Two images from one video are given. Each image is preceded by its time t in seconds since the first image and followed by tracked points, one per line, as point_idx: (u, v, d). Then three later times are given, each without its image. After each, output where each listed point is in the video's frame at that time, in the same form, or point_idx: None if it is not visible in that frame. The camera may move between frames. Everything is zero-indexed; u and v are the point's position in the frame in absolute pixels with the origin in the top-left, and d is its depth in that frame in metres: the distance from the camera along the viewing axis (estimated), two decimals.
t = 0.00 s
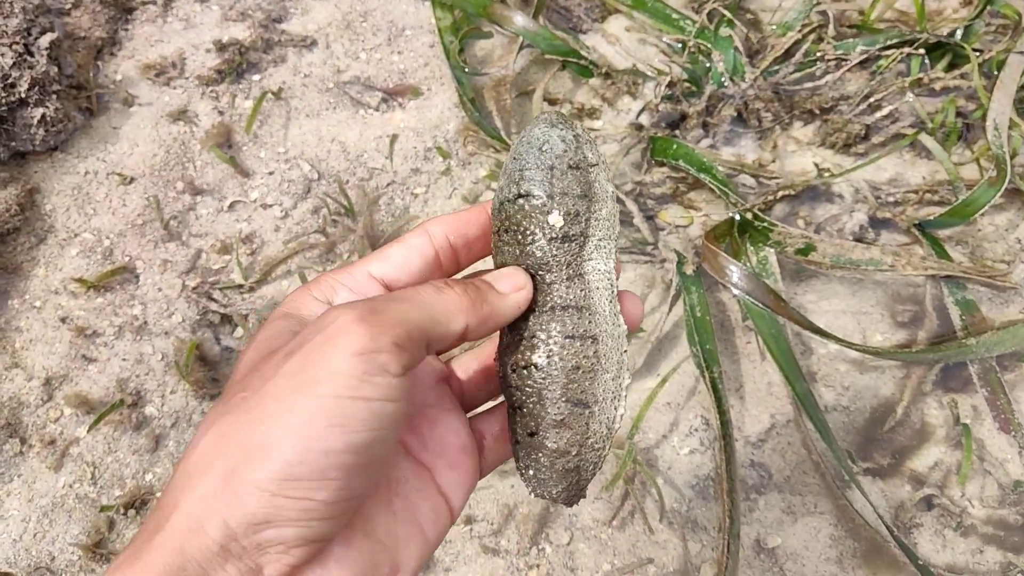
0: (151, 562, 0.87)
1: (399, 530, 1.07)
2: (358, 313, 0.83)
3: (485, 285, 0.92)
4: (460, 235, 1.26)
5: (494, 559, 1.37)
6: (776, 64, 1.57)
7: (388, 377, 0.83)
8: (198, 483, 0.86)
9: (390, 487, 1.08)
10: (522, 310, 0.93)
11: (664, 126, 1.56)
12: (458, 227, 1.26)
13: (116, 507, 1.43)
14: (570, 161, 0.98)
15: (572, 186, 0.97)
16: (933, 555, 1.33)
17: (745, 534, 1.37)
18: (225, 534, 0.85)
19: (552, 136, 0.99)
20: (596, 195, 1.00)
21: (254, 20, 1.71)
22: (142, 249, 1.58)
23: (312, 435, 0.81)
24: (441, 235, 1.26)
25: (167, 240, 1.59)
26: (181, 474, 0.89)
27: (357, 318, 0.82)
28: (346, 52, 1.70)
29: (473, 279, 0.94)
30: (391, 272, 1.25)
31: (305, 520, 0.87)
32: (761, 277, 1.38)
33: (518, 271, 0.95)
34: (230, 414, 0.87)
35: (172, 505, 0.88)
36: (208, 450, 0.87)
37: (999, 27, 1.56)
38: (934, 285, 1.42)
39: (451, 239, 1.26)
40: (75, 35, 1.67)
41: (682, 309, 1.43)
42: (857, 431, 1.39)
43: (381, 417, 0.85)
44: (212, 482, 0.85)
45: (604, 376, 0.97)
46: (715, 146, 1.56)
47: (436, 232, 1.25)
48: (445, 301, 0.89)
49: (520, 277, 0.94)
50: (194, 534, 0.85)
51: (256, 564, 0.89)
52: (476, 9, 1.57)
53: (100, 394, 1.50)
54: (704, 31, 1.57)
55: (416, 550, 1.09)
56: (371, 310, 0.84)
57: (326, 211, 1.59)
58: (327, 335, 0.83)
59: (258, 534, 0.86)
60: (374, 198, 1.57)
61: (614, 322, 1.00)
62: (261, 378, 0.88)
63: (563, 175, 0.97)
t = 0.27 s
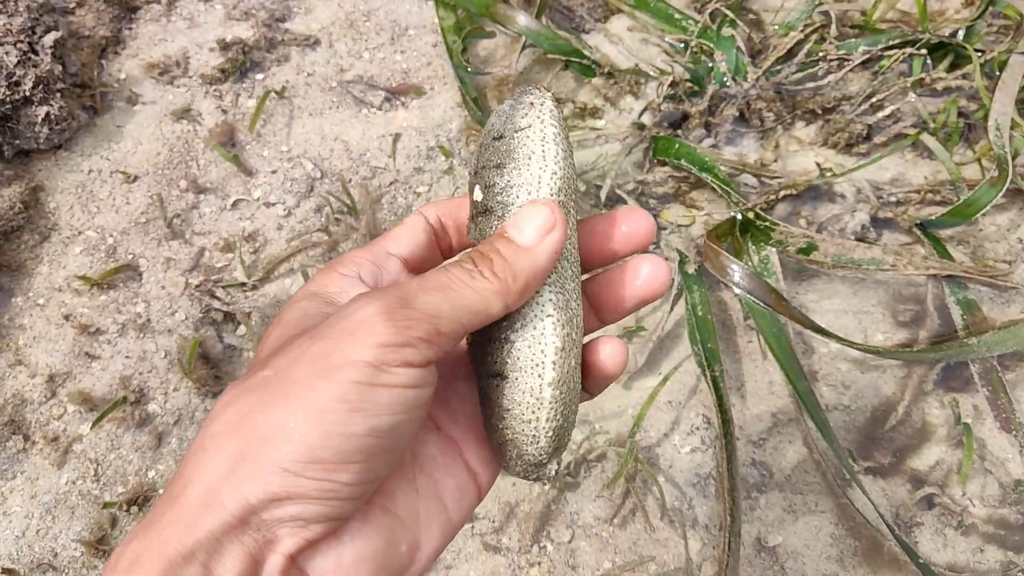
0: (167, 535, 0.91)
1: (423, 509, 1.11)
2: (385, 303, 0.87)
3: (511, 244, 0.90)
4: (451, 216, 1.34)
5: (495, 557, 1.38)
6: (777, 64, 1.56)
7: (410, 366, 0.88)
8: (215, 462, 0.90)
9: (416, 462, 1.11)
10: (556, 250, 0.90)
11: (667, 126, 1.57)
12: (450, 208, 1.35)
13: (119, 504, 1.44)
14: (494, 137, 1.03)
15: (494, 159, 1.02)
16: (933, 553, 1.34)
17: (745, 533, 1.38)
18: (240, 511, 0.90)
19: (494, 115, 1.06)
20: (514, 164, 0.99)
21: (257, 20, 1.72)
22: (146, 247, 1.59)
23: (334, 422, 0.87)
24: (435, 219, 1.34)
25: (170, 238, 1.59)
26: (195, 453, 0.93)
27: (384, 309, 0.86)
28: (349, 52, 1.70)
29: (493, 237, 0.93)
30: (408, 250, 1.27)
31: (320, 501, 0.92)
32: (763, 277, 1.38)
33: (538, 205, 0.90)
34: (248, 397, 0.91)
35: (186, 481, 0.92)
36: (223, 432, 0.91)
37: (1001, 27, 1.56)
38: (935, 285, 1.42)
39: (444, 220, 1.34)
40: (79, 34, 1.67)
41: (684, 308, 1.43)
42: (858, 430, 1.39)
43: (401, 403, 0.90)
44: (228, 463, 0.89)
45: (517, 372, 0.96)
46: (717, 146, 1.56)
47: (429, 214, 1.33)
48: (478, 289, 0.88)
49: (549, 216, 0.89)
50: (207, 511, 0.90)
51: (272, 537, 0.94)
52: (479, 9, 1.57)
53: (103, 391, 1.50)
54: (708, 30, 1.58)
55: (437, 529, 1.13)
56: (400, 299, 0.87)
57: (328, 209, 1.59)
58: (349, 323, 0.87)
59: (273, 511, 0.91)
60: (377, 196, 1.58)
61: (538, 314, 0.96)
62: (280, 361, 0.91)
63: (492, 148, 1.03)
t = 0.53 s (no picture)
0: (142, 530, 0.93)
1: (415, 495, 1.08)
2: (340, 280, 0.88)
3: (455, 218, 0.93)
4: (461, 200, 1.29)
5: (495, 557, 1.38)
6: (778, 66, 1.57)
7: (370, 338, 0.87)
8: (185, 452, 0.92)
9: (405, 448, 1.09)
10: (498, 216, 0.93)
11: (667, 128, 1.57)
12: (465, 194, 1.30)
13: (121, 504, 1.44)
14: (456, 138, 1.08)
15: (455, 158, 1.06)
16: (932, 555, 1.34)
17: (745, 534, 1.38)
18: (210, 498, 0.92)
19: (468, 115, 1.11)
20: (462, 160, 1.01)
21: (259, 21, 1.72)
22: (148, 248, 1.59)
23: (292, 399, 0.87)
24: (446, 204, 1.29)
25: (172, 239, 1.60)
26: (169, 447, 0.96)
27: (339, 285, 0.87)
28: (351, 53, 1.71)
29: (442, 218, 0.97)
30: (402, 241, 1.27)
31: (289, 484, 0.93)
32: (763, 279, 1.39)
33: (480, 181, 0.94)
34: (218, 386, 0.93)
35: (160, 474, 0.95)
36: (194, 422, 0.93)
37: (1001, 30, 1.56)
38: (935, 287, 1.43)
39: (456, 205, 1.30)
40: (81, 35, 1.68)
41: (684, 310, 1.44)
42: (857, 432, 1.39)
43: (364, 379, 0.90)
44: (197, 451, 0.91)
45: (492, 357, 0.98)
46: (717, 148, 1.57)
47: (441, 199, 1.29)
48: (431, 260, 0.92)
49: (485, 186, 0.93)
50: (177, 501, 0.92)
51: (246, 525, 0.96)
52: (480, 11, 1.57)
53: (105, 391, 1.51)
54: (708, 33, 1.58)
55: (432, 514, 1.10)
56: (355, 275, 0.89)
57: (330, 211, 1.60)
58: (309, 304, 0.89)
59: (243, 497, 0.93)
60: (378, 198, 1.59)
61: (496, 298, 0.95)
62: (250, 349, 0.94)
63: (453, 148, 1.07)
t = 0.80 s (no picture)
0: (158, 510, 0.93)
1: (423, 489, 1.09)
2: (353, 265, 0.92)
3: (453, 212, 0.99)
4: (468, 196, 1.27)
5: (499, 554, 1.39)
6: (781, 67, 1.58)
7: (382, 321, 0.91)
8: (200, 433, 0.93)
9: (415, 443, 1.10)
10: (490, 212, 0.99)
11: (670, 128, 1.59)
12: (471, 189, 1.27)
13: (127, 501, 1.45)
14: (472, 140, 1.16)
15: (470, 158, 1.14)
16: (934, 554, 1.35)
17: (748, 532, 1.39)
18: (226, 479, 0.92)
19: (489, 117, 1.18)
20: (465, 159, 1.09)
21: (265, 22, 1.73)
22: (155, 248, 1.60)
23: (308, 378, 0.88)
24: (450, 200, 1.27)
25: (179, 238, 1.61)
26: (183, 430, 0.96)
27: (353, 268, 0.91)
28: (357, 54, 1.72)
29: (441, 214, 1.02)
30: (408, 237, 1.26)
31: (304, 466, 0.94)
32: (767, 279, 1.40)
33: (470, 179, 1.01)
34: (233, 370, 0.95)
35: (175, 456, 0.95)
36: (210, 405, 0.94)
37: (1003, 32, 1.57)
38: (937, 287, 1.43)
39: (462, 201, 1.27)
40: (89, 36, 1.68)
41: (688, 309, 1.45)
42: (860, 431, 1.40)
43: (377, 361, 0.92)
44: (213, 432, 0.92)
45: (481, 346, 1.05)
46: (721, 149, 1.59)
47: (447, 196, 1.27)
48: (432, 249, 0.95)
49: (475, 183, 1.00)
50: (194, 481, 0.93)
51: (261, 509, 0.97)
52: (484, 13, 1.57)
53: (112, 389, 1.52)
54: (711, 34, 1.57)
55: (438, 510, 1.11)
56: (367, 262, 0.93)
57: (336, 210, 1.61)
58: (323, 288, 0.92)
59: (259, 478, 0.93)
60: (384, 198, 1.60)
61: (478, 293, 1.02)
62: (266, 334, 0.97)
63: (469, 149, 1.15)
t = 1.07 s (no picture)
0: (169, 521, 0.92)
1: (427, 505, 1.10)
2: (379, 283, 0.90)
3: (483, 239, 0.99)
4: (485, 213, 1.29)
5: (501, 558, 1.40)
6: (782, 70, 1.57)
7: (406, 346, 0.89)
8: (216, 447, 0.91)
9: (420, 460, 1.10)
10: (523, 242, 1.00)
11: (672, 132, 1.58)
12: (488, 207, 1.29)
13: (129, 504, 1.45)
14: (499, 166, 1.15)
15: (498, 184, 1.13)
16: (935, 557, 1.35)
17: (748, 536, 1.39)
18: (240, 495, 0.91)
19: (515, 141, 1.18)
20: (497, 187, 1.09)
21: (267, 26, 1.73)
22: (157, 250, 1.61)
23: (331, 401, 0.87)
24: (470, 216, 1.29)
25: (181, 241, 1.61)
26: (197, 440, 0.95)
27: (379, 286, 0.89)
28: (359, 58, 1.72)
29: (470, 237, 1.02)
30: (426, 248, 1.27)
31: (319, 486, 0.93)
32: (768, 283, 1.39)
33: (502, 207, 1.01)
34: (250, 382, 0.93)
35: (188, 467, 0.94)
36: (225, 418, 0.92)
37: (1005, 35, 1.57)
38: (938, 290, 1.43)
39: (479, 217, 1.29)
40: (91, 39, 1.68)
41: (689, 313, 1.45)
42: (860, 434, 1.40)
43: (398, 386, 0.90)
44: (229, 447, 0.91)
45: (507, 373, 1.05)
46: (722, 152, 1.59)
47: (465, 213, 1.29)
48: (459, 273, 0.96)
49: (511, 213, 1.01)
50: (208, 495, 0.91)
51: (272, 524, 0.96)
52: (486, 15, 1.57)
53: (114, 392, 1.52)
54: (713, 37, 1.57)
55: (441, 526, 1.12)
56: (392, 281, 0.91)
57: (337, 213, 1.61)
58: (348, 305, 0.90)
59: (273, 496, 0.93)
60: (385, 201, 1.60)
61: (510, 322, 1.02)
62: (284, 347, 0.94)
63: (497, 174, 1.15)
